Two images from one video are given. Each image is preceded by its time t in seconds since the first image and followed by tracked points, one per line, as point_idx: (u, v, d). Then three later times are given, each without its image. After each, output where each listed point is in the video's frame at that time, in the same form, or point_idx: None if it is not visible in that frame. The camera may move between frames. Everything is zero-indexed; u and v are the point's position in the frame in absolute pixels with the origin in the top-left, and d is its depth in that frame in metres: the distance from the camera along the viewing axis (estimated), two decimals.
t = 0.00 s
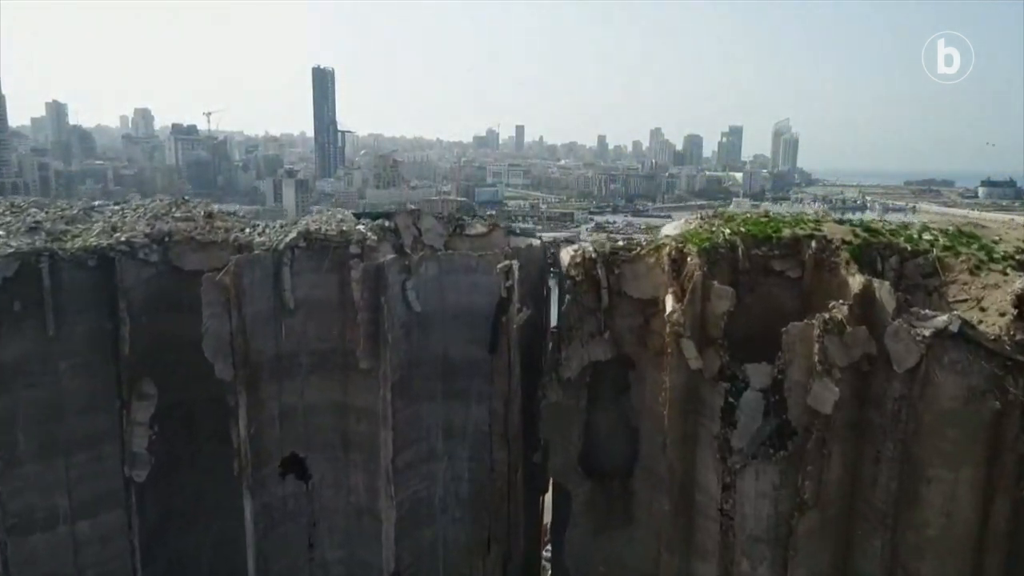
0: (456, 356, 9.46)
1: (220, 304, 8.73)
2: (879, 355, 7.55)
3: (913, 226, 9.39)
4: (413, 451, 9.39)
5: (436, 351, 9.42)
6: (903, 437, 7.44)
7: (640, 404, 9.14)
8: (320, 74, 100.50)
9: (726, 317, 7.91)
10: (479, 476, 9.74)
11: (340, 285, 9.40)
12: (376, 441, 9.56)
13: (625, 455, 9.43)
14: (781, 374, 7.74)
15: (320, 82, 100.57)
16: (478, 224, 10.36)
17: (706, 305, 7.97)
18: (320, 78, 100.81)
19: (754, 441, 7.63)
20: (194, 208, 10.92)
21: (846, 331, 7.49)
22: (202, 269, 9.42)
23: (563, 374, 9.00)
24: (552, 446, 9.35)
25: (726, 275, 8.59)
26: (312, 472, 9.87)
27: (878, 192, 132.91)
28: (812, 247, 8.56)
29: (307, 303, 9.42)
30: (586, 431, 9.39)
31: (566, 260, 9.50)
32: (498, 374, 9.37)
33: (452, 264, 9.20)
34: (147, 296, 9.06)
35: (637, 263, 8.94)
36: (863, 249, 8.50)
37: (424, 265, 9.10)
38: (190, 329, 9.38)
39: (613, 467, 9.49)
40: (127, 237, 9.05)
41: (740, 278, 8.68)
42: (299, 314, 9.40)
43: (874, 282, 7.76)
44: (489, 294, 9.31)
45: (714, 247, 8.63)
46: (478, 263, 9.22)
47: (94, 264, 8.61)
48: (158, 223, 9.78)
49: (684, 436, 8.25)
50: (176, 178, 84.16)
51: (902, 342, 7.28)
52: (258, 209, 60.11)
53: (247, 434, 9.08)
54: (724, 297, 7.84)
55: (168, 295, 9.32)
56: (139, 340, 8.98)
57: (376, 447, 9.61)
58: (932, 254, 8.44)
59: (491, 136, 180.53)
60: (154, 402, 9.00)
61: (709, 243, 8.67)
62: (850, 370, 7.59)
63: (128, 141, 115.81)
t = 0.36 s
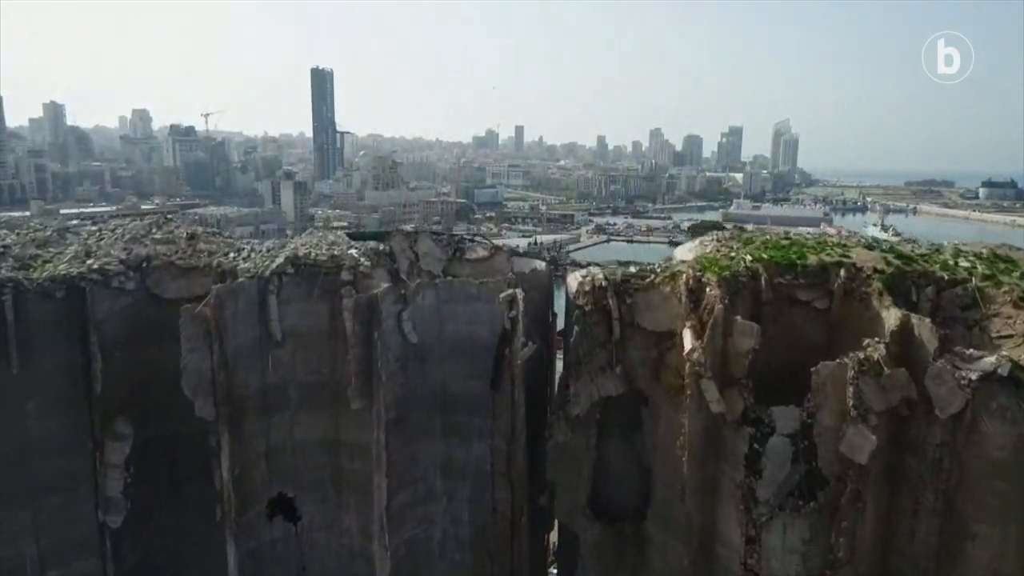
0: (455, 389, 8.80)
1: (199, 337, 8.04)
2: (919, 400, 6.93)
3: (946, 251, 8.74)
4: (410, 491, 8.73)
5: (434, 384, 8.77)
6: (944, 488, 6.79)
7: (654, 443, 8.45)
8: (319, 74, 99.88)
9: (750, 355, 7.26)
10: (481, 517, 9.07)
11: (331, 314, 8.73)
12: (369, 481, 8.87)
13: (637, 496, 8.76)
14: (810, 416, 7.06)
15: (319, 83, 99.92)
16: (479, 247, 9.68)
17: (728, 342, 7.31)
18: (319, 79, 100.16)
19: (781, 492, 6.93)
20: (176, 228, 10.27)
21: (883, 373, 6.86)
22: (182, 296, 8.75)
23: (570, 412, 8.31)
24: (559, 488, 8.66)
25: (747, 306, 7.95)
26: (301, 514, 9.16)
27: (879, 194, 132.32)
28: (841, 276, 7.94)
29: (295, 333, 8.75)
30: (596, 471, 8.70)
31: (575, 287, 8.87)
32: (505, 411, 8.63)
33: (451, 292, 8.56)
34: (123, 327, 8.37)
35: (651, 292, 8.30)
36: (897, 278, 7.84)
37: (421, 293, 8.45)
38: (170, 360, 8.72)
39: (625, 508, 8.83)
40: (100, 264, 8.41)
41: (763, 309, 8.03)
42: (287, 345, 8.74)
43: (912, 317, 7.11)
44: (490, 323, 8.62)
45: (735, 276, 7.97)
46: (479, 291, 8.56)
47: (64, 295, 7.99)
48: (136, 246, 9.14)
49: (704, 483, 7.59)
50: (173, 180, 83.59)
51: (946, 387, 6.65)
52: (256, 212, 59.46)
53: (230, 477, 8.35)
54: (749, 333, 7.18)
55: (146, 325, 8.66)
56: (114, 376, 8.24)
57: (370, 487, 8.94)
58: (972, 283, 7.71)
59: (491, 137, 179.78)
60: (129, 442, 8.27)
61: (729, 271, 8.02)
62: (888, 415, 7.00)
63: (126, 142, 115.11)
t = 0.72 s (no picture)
0: (455, 428, 8.15)
1: (177, 376, 7.40)
2: (968, 454, 6.23)
3: (985, 281, 8.10)
4: (406, 539, 8.06)
5: (432, 423, 8.10)
6: (995, 553, 6.10)
7: (671, 489, 7.76)
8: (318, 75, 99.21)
9: (778, 401, 6.58)
10: (484, 566, 8.34)
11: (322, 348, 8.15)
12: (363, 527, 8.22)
13: (652, 545, 8.05)
14: (847, 471, 6.46)
15: (320, 82, 99.15)
16: (481, 275, 9.08)
17: (755, 386, 6.62)
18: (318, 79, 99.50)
19: (814, 551, 6.36)
20: (158, 250, 9.64)
21: (928, 425, 6.17)
22: (162, 328, 8.17)
23: (580, 455, 7.59)
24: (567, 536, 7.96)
25: (773, 343, 7.32)
26: (289, 561, 8.50)
27: (881, 194, 131.57)
28: (875, 312, 7.29)
29: (283, 368, 8.10)
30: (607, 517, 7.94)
31: (584, 318, 8.24)
32: (507, 453, 7.98)
33: (451, 324, 7.92)
34: (96, 364, 7.75)
35: (668, 326, 7.64)
36: (937, 313, 7.17)
37: (417, 325, 7.82)
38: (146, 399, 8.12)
39: (639, 559, 8.12)
40: (70, 295, 7.76)
41: (790, 346, 7.38)
42: (273, 381, 8.08)
43: (960, 360, 6.41)
44: (493, 357, 8.00)
45: (759, 310, 7.31)
46: (482, 323, 7.94)
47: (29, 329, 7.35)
48: (111, 273, 8.49)
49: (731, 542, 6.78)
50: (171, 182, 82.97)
51: (1000, 441, 5.96)
52: (253, 214, 58.70)
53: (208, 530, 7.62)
54: (778, 377, 6.49)
55: (120, 359, 7.99)
56: (85, 417, 7.66)
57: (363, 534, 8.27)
58: (1020, 318, 7.04)
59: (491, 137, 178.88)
60: (102, 488, 7.68)
61: (753, 305, 7.37)
62: (933, 470, 6.29)
63: (123, 142, 114.19)
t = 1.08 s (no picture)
0: (455, 476, 7.49)
1: (151, 427, 6.67)
2: None
3: None
4: None
5: (431, 471, 7.46)
6: None
7: (689, 544, 7.11)
8: (315, 76, 98.55)
9: (814, 459, 5.97)
10: None
11: (311, 390, 7.54)
12: None
13: None
14: (891, 537, 5.82)
15: (318, 84, 98.56)
16: (483, 307, 8.50)
17: (788, 442, 6.00)
18: (316, 80, 98.88)
19: None
20: (136, 277, 9.05)
21: (984, 489, 5.54)
22: (138, 368, 7.57)
23: (591, 509, 6.85)
24: None
25: (804, 389, 6.68)
26: None
27: (882, 195, 130.93)
28: (916, 355, 6.65)
29: (269, 411, 7.50)
30: (620, 574, 7.15)
31: (595, 358, 7.58)
32: (514, 507, 7.25)
33: (450, 365, 7.30)
34: (65, 410, 7.20)
35: (688, 368, 7.00)
36: (986, 357, 6.52)
37: (415, 368, 7.20)
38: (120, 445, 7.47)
39: None
40: (35, 334, 7.14)
41: (823, 392, 6.71)
42: (259, 425, 7.48)
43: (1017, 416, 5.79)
44: (496, 400, 7.34)
45: (789, 353, 6.69)
46: (484, 364, 7.28)
47: None
48: (82, 305, 7.86)
49: None
50: (168, 184, 82.28)
51: None
52: (250, 217, 57.90)
53: None
54: (815, 434, 5.89)
55: (92, 402, 7.38)
56: (50, 468, 7.12)
57: None
58: None
59: (490, 137, 178.05)
60: (71, 545, 7.18)
61: (782, 346, 6.74)
62: (988, 539, 5.67)
63: (120, 143, 113.52)
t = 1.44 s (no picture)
0: (455, 534, 6.83)
1: (121, 490, 6.02)
2: None
3: None
4: None
5: (430, 528, 6.79)
6: None
7: None
8: (315, 76, 98.05)
9: (858, 533, 5.34)
10: None
11: (299, 442, 6.93)
12: None
13: None
14: None
15: (318, 84, 98.02)
16: (486, 350, 7.99)
17: (827, 514, 5.38)
18: (315, 79, 98.32)
19: None
20: (112, 310, 8.37)
21: None
22: (106, 418, 6.95)
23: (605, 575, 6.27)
24: None
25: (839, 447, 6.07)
26: None
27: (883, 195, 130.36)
28: (965, 411, 6.02)
29: (252, 463, 6.83)
30: None
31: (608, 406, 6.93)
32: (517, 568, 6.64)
33: (451, 415, 6.60)
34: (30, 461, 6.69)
35: (712, 421, 6.37)
36: None
37: (412, 420, 6.54)
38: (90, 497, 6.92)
39: None
40: None
41: (862, 450, 6.08)
42: (240, 480, 6.80)
43: None
44: (501, 454, 6.65)
45: (825, 407, 6.05)
46: (488, 414, 6.60)
47: None
48: (49, 347, 7.22)
49: None
50: (166, 185, 81.67)
51: None
52: (248, 219, 57.23)
53: None
54: (860, 508, 5.24)
55: (62, 454, 6.88)
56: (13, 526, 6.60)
57: None
58: None
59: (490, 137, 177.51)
60: None
61: (816, 399, 6.10)
62: None
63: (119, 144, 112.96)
